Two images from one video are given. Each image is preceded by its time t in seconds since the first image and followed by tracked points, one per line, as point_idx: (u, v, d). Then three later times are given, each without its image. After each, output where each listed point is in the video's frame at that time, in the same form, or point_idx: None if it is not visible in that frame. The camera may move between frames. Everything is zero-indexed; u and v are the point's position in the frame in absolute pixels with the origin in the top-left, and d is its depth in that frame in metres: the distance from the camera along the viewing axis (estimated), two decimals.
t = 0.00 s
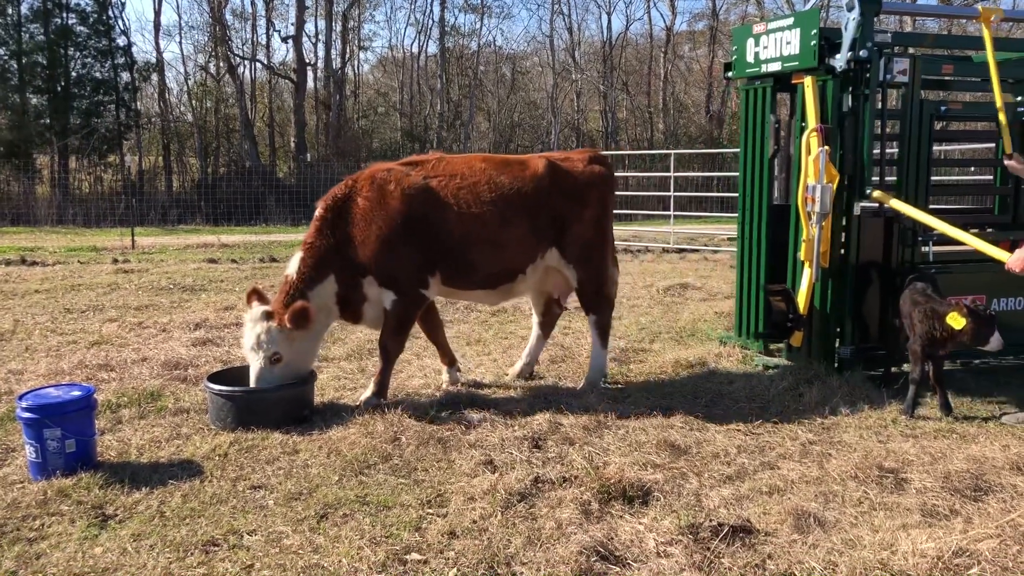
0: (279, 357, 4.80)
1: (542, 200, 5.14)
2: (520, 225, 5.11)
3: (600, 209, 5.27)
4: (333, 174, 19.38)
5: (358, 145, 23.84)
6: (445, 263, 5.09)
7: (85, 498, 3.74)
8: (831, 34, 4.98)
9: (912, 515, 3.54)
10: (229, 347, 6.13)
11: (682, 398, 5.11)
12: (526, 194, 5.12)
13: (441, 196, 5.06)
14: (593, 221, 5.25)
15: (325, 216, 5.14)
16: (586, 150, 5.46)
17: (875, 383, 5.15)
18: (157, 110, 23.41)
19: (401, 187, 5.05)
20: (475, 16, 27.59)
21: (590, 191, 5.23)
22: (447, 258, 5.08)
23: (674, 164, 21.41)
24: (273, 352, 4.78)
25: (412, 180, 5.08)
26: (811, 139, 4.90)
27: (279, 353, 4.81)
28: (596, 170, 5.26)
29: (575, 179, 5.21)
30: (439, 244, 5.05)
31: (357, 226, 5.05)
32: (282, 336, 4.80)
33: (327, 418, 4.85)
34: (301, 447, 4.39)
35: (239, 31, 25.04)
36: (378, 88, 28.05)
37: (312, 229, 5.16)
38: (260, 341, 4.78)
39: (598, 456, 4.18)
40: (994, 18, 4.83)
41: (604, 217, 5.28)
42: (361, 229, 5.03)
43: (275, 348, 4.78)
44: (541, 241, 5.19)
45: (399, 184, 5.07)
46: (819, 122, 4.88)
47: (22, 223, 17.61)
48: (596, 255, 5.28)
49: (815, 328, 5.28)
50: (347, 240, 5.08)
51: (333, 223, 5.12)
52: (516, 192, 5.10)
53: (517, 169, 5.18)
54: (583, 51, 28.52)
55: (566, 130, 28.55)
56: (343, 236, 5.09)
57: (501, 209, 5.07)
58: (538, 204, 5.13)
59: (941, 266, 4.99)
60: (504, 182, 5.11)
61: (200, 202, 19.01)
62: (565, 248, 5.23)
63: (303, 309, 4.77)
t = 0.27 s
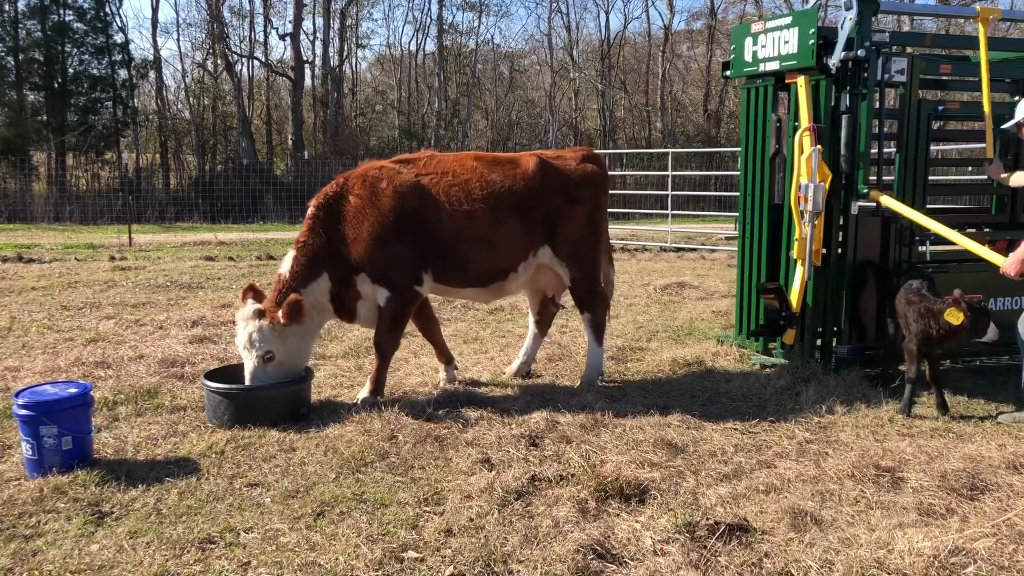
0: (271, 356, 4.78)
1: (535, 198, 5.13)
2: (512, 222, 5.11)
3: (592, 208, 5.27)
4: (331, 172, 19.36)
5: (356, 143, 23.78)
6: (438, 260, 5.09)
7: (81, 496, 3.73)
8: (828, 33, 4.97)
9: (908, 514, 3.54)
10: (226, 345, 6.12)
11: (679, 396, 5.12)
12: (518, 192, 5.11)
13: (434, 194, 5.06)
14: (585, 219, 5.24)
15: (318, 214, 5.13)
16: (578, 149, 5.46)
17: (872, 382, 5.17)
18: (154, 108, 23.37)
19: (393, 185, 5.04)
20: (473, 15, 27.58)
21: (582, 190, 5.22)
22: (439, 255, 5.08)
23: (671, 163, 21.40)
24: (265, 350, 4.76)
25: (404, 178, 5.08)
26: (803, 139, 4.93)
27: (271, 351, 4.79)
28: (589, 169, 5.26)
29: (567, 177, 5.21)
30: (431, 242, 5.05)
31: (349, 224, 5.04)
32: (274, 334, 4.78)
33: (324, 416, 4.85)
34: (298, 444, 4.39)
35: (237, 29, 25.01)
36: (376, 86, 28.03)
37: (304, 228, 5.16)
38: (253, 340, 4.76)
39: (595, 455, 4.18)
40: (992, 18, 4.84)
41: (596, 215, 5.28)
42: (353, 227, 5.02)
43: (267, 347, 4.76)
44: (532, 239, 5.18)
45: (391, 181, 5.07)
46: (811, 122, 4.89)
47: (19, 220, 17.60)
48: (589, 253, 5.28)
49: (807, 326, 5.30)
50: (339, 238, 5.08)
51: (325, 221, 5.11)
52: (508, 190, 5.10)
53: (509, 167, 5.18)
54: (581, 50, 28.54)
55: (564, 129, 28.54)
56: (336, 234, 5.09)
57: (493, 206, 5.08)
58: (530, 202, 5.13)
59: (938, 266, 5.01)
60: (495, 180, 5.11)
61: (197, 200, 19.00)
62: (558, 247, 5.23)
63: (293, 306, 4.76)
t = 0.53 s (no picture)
0: (268, 355, 4.78)
1: (529, 197, 5.13)
2: (505, 221, 5.11)
3: (586, 207, 5.26)
4: (328, 170, 19.33)
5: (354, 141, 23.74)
6: (431, 258, 5.09)
7: (77, 493, 3.73)
8: (825, 33, 4.98)
9: (904, 514, 3.54)
10: (222, 343, 6.11)
11: (676, 395, 5.12)
12: (512, 191, 5.11)
13: (428, 193, 5.06)
14: (579, 218, 5.23)
15: (312, 213, 5.12)
16: (573, 148, 5.45)
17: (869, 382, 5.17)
18: (151, 105, 23.33)
19: (386, 184, 5.04)
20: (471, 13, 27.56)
21: (576, 189, 5.21)
22: (433, 253, 5.08)
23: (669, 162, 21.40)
24: (262, 349, 4.75)
25: (397, 176, 5.08)
26: (797, 139, 4.96)
27: (269, 351, 4.78)
28: (583, 168, 5.26)
29: (561, 177, 5.20)
30: (425, 240, 5.05)
31: (343, 222, 5.04)
32: (271, 334, 4.77)
33: (321, 414, 4.85)
34: (294, 443, 4.39)
35: (234, 27, 24.97)
36: (373, 85, 28.01)
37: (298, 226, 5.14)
38: (249, 340, 4.75)
39: (591, 454, 4.18)
40: (989, 19, 4.84)
41: (590, 214, 5.27)
42: (347, 225, 5.02)
43: (264, 346, 4.75)
44: (526, 238, 5.18)
45: (384, 180, 5.06)
46: (804, 122, 4.94)
47: (16, 217, 17.57)
48: (583, 252, 5.27)
49: (800, 324, 5.31)
50: (333, 236, 5.07)
51: (319, 219, 5.10)
52: (502, 188, 5.09)
53: (502, 166, 5.17)
54: (579, 48, 28.54)
55: (561, 127, 28.51)
56: (330, 232, 5.08)
57: (487, 205, 5.07)
58: (524, 201, 5.12)
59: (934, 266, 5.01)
60: (489, 179, 5.11)
61: (194, 198, 18.99)
62: (551, 246, 5.22)
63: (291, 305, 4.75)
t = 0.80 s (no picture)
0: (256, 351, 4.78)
1: (523, 195, 5.13)
2: (500, 219, 5.10)
3: (581, 206, 5.25)
4: (325, 169, 19.31)
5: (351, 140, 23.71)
6: (426, 256, 5.09)
7: (72, 493, 3.72)
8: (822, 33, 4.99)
9: (900, 513, 3.54)
10: (218, 342, 6.10)
11: (672, 395, 5.12)
12: (506, 189, 5.10)
13: (422, 191, 5.05)
14: (574, 217, 5.23)
15: (306, 212, 5.12)
16: (568, 147, 5.45)
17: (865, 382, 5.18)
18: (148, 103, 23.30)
19: (381, 182, 5.04)
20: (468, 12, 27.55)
21: (570, 187, 5.21)
22: (427, 251, 5.07)
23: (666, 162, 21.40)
24: (251, 345, 4.76)
25: (392, 175, 5.07)
26: (793, 138, 4.96)
27: (257, 346, 4.78)
28: (578, 167, 5.25)
29: (555, 176, 5.20)
30: (419, 238, 5.04)
31: (338, 220, 5.04)
32: (259, 330, 4.77)
33: (317, 413, 4.84)
34: (290, 442, 4.38)
35: (231, 25, 24.94)
36: (370, 83, 28.00)
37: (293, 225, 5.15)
38: (239, 336, 4.77)
39: (587, 453, 4.17)
40: (985, 19, 4.85)
41: (585, 213, 5.27)
42: (341, 223, 5.02)
43: (253, 342, 4.76)
44: (521, 236, 5.18)
45: (379, 178, 5.06)
46: (801, 121, 4.93)
47: (12, 216, 17.54)
48: (578, 251, 5.27)
49: (797, 324, 5.30)
50: (328, 235, 5.07)
51: (314, 218, 5.11)
52: (496, 187, 5.09)
53: (497, 165, 5.17)
54: (576, 48, 28.55)
55: (558, 126, 28.51)
56: (325, 231, 5.08)
57: (481, 203, 5.07)
58: (518, 199, 5.12)
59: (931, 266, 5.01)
60: (483, 177, 5.11)
61: (191, 196, 18.98)
62: (546, 245, 5.22)
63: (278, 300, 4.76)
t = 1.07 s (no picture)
0: (241, 350, 4.79)
1: (518, 195, 5.13)
2: (495, 219, 5.10)
3: (576, 206, 5.25)
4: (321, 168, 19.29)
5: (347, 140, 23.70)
6: (421, 256, 5.08)
7: (67, 493, 3.71)
8: (817, 32, 4.99)
9: (895, 512, 3.55)
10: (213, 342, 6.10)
11: (669, 394, 5.12)
12: (501, 189, 5.10)
13: (417, 191, 5.05)
14: (568, 216, 5.23)
15: (300, 212, 5.12)
16: (563, 147, 5.45)
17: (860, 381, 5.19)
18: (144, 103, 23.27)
19: (376, 182, 5.03)
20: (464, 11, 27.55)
21: (565, 187, 5.21)
22: (422, 251, 5.07)
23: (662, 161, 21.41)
24: (236, 344, 4.77)
25: (387, 174, 5.07)
26: (789, 138, 4.97)
27: (242, 345, 4.79)
28: (572, 167, 5.25)
29: (551, 175, 5.20)
30: (414, 238, 5.04)
31: (332, 220, 5.04)
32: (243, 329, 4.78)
33: (313, 413, 4.84)
34: (286, 441, 4.38)
35: (227, 24, 24.91)
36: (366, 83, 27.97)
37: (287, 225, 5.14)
38: (225, 334, 4.79)
39: (583, 452, 4.17)
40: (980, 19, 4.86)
41: (580, 212, 5.26)
42: (336, 223, 5.02)
43: (237, 341, 4.77)
44: (516, 236, 5.17)
45: (374, 178, 5.06)
46: (797, 120, 4.94)
47: (7, 216, 17.50)
48: (573, 251, 5.27)
49: (792, 324, 5.31)
50: (322, 235, 5.07)
51: (308, 218, 5.10)
52: (491, 186, 5.09)
53: (492, 164, 5.17)
54: (572, 47, 28.56)
55: (555, 126, 28.50)
56: (319, 231, 5.08)
57: (476, 203, 5.07)
58: (513, 199, 5.12)
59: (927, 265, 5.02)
60: (478, 177, 5.10)
61: (186, 196, 18.97)
62: (541, 244, 5.22)
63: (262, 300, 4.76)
